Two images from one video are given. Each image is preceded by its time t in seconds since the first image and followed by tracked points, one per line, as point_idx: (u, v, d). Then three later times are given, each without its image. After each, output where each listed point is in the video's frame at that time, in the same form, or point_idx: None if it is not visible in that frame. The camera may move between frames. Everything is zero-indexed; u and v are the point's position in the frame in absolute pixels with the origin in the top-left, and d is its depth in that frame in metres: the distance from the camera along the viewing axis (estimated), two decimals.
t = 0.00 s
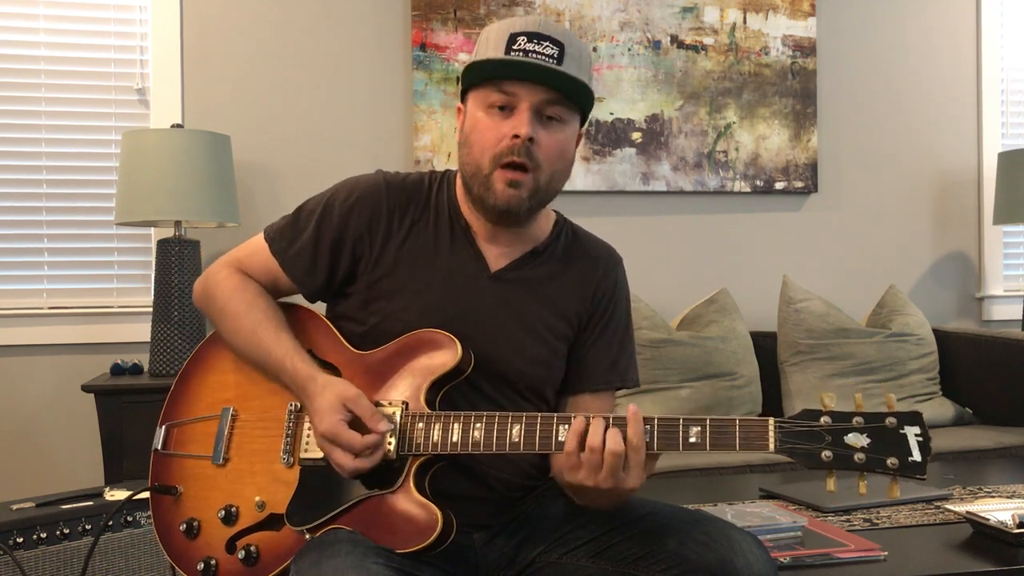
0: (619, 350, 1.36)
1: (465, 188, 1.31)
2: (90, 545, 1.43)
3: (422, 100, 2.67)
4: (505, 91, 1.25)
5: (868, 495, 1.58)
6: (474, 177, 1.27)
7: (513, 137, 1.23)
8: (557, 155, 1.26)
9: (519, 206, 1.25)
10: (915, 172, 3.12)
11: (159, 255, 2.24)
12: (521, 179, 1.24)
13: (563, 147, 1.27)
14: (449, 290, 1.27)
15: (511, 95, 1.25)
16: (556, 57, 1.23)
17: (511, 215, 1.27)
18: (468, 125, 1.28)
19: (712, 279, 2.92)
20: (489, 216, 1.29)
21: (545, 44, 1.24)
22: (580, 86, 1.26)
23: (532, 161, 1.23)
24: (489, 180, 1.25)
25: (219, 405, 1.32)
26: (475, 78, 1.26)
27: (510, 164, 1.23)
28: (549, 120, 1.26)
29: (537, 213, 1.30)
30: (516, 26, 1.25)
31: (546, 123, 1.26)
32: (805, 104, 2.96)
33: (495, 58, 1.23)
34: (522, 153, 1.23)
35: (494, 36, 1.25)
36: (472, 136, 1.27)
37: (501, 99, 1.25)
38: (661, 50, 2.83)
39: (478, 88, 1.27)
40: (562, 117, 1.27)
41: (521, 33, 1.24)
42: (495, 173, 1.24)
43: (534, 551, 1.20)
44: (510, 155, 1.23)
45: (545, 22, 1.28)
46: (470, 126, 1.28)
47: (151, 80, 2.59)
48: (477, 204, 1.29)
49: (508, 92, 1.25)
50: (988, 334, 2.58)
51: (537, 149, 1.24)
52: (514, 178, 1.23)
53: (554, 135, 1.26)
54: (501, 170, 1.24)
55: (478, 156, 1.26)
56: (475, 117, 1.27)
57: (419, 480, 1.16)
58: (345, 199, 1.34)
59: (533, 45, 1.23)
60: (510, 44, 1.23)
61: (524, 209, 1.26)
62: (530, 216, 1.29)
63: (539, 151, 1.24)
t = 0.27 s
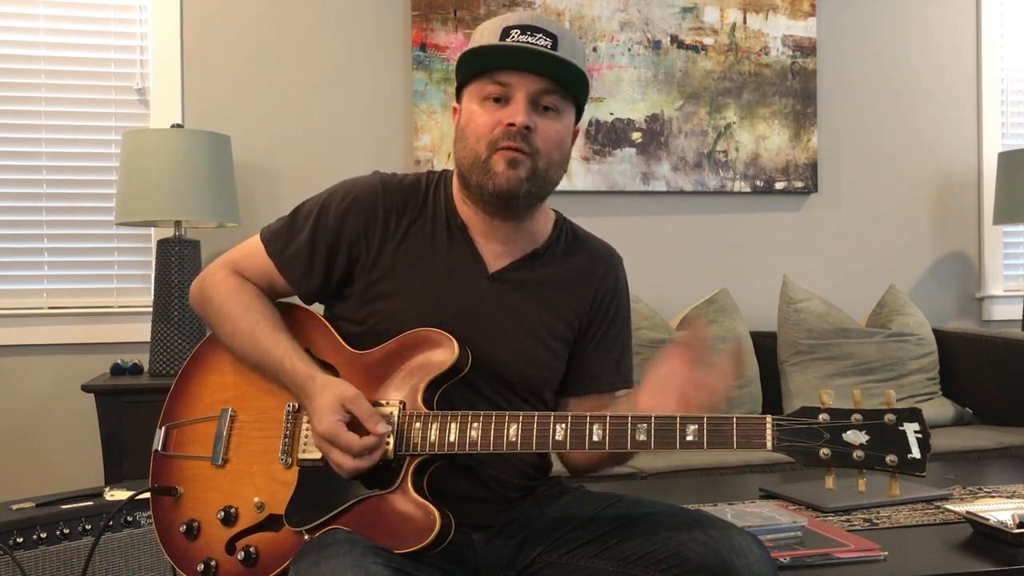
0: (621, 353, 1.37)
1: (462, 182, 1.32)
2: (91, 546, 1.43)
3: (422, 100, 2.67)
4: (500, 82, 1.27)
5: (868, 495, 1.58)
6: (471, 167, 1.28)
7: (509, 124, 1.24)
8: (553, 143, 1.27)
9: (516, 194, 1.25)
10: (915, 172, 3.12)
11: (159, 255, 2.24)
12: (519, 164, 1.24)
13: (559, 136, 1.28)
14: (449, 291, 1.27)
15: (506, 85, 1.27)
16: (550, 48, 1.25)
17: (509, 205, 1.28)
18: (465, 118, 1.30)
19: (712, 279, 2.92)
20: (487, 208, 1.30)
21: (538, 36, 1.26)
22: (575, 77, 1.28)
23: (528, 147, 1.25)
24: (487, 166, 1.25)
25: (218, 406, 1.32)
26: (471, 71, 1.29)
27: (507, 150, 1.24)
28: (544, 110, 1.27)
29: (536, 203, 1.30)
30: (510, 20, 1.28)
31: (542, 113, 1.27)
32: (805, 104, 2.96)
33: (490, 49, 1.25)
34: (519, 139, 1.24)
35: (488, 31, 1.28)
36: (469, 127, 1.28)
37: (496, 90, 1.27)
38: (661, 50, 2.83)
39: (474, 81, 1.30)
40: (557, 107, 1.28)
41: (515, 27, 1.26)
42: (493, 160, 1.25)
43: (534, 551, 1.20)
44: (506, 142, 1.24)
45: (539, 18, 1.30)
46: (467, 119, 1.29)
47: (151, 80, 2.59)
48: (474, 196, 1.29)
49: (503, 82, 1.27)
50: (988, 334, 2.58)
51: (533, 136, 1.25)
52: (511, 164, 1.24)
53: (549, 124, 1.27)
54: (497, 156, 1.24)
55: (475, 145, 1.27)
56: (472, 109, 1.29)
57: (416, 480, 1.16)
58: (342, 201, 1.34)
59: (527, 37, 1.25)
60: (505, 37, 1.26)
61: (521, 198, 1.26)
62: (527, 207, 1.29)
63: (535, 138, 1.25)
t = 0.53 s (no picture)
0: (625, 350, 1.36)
1: (461, 182, 1.32)
2: (90, 545, 1.43)
3: (422, 100, 2.67)
4: (498, 80, 1.27)
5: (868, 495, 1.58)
6: (470, 167, 1.28)
7: (507, 124, 1.24)
8: (552, 141, 1.27)
9: (515, 193, 1.26)
10: (915, 172, 3.12)
11: (159, 255, 2.24)
12: (517, 165, 1.24)
13: (558, 134, 1.28)
14: (450, 291, 1.27)
15: (504, 84, 1.27)
16: (547, 46, 1.25)
17: (508, 204, 1.28)
18: (463, 117, 1.30)
19: (712, 279, 2.92)
20: (485, 208, 1.30)
21: (535, 34, 1.26)
22: (572, 74, 1.28)
23: (527, 147, 1.25)
24: (485, 167, 1.26)
25: (218, 405, 1.32)
26: (468, 69, 1.29)
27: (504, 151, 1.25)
28: (542, 108, 1.27)
29: (535, 202, 1.30)
30: (506, 18, 1.28)
31: (540, 111, 1.27)
32: (805, 104, 2.96)
33: (488, 47, 1.25)
34: (516, 139, 1.24)
35: (485, 29, 1.28)
36: (467, 127, 1.28)
37: (494, 89, 1.27)
38: (661, 50, 2.83)
39: (471, 79, 1.30)
40: (555, 104, 1.28)
41: (511, 24, 1.26)
42: (491, 160, 1.25)
43: (534, 551, 1.20)
44: (504, 142, 1.24)
45: (536, 15, 1.30)
46: (464, 117, 1.29)
47: (151, 80, 2.59)
48: (473, 195, 1.30)
49: (501, 80, 1.27)
50: (988, 334, 2.58)
51: (531, 135, 1.25)
52: (510, 164, 1.24)
53: (547, 122, 1.27)
54: (495, 157, 1.25)
55: (473, 145, 1.27)
56: (469, 108, 1.29)
57: (419, 480, 1.16)
58: (340, 203, 1.34)
59: (524, 34, 1.25)
60: (501, 35, 1.26)
61: (520, 198, 1.27)
62: (527, 206, 1.30)
63: (533, 137, 1.25)
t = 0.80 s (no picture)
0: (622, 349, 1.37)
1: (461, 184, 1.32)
2: (91, 545, 1.43)
3: (422, 100, 2.67)
4: (497, 83, 1.27)
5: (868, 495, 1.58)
6: (469, 169, 1.28)
7: (506, 126, 1.24)
8: (552, 144, 1.27)
9: (514, 196, 1.25)
10: (915, 171, 3.12)
11: (159, 255, 2.25)
12: (516, 168, 1.24)
13: (557, 137, 1.28)
14: (448, 292, 1.27)
15: (503, 86, 1.27)
16: (546, 48, 1.25)
17: (507, 207, 1.28)
18: (462, 119, 1.30)
19: (712, 279, 2.92)
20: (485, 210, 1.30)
21: (535, 36, 1.26)
22: (572, 76, 1.28)
23: (526, 149, 1.25)
24: (483, 169, 1.26)
25: (219, 405, 1.32)
26: (467, 72, 1.28)
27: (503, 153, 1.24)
28: (542, 111, 1.27)
29: (535, 203, 1.30)
30: (506, 20, 1.28)
31: (539, 114, 1.27)
32: (805, 104, 2.96)
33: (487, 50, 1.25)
34: (515, 141, 1.24)
35: (485, 31, 1.28)
36: (466, 129, 1.28)
37: (493, 91, 1.27)
38: (661, 50, 2.83)
39: (470, 82, 1.30)
40: (555, 107, 1.28)
41: (511, 27, 1.26)
42: (489, 162, 1.25)
43: (534, 552, 1.20)
44: (503, 144, 1.24)
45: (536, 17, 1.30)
46: (464, 120, 1.29)
47: (151, 80, 2.59)
48: (472, 197, 1.29)
49: (501, 83, 1.27)
50: (988, 334, 2.58)
51: (530, 138, 1.25)
52: (509, 167, 1.24)
53: (547, 125, 1.27)
54: (494, 159, 1.25)
55: (473, 147, 1.27)
56: (469, 110, 1.29)
57: (417, 480, 1.16)
58: (339, 204, 1.34)
59: (524, 37, 1.25)
60: (501, 37, 1.26)
61: (520, 200, 1.27)
62: (527, 208, 1.30)
63: (533, 140, 1.25)
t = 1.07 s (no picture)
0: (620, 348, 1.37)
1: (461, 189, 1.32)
2: (91, 545, 1.43)
3: (422, 100, 2.67)
4: (499, 92, 1.25)
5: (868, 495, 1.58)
6: (471, 179, 1.28)
7: (508, 139, 1.24)
8: (554, 153, 1.27)
9: (516, 207, 1.26)
10: (915, 171, 3.12)
11: (159, 255, 2.25)
12: (519, 181, 1.25)
13: (559, 145, 1.28)
14: (448, 292, 1.28)
15: (505, 96, 1.25)
16: (549, 55, 1.23)
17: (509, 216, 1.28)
18: (463, 127, 1.29)
19: (712, 279, 2.92)
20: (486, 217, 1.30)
21: (537, 42, 1.23)
22: (574, 84, 1.26)
23: (528, 162, 1.25)
24: (486, 181, 1.26)
25: (219, 405, 1.32)
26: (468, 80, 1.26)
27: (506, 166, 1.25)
28: (544, 120, 1.27)
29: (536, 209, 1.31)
30: (507, 24, 1.25)
31: (541, 123, 1.27)
32: (805, 104, 2.96)
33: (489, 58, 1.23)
34: (518, 154, 1.24)
35: (486, 35, 1.25)
36: (468, 138, 1.28)
37: (495, 101, 1.25)
38: (661, 50, 2.83)
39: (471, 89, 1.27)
40: (556, 116, 1.28)
41: (513, 32, 1.23)
42: (492, 175, 1.25)
43: (534, 552, 1.20)
44: (505, 157, 1.24)
45: (538, 17, 1.27)
46: (465, 127, 1.28)
47: (151, 80, 2.59)
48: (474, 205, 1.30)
49: (503, 92, 1.25)
50: (988, 334, 2.58)
51: (532, 150, 1.25)
52: (511, 179, 1.24)
53: (549, 134, 1.27)
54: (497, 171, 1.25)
55: (474, 158, 1.27)
56: (470, 118, 1.28)
57: (417, 480, 1.16)
58: (339, 204, 1.34)
59: (526, 43, 1.23)
60: (503, 43, 1.23)
61: (522, 210, 1.27)
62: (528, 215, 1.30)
63: (535, 152, 1.25)
